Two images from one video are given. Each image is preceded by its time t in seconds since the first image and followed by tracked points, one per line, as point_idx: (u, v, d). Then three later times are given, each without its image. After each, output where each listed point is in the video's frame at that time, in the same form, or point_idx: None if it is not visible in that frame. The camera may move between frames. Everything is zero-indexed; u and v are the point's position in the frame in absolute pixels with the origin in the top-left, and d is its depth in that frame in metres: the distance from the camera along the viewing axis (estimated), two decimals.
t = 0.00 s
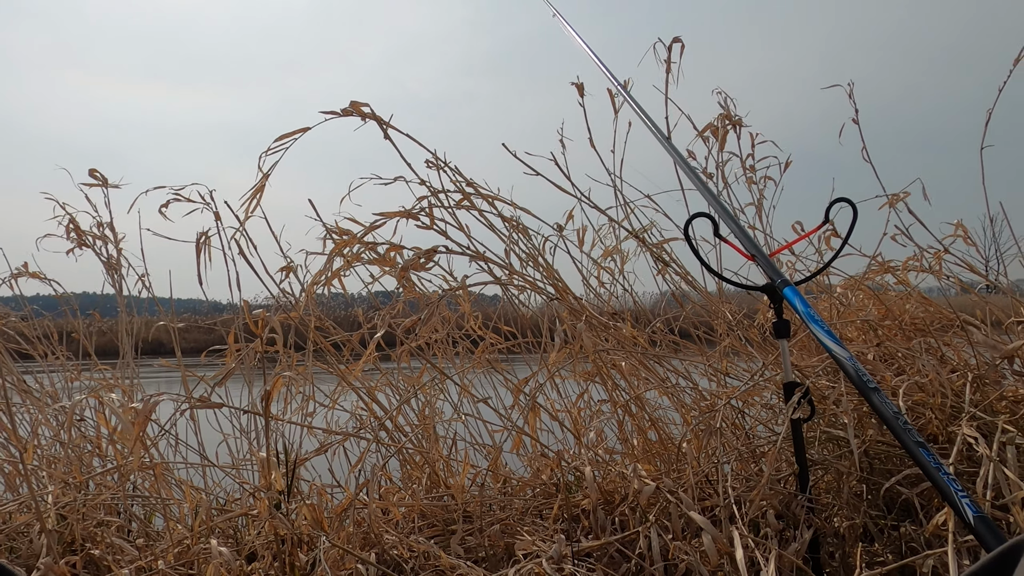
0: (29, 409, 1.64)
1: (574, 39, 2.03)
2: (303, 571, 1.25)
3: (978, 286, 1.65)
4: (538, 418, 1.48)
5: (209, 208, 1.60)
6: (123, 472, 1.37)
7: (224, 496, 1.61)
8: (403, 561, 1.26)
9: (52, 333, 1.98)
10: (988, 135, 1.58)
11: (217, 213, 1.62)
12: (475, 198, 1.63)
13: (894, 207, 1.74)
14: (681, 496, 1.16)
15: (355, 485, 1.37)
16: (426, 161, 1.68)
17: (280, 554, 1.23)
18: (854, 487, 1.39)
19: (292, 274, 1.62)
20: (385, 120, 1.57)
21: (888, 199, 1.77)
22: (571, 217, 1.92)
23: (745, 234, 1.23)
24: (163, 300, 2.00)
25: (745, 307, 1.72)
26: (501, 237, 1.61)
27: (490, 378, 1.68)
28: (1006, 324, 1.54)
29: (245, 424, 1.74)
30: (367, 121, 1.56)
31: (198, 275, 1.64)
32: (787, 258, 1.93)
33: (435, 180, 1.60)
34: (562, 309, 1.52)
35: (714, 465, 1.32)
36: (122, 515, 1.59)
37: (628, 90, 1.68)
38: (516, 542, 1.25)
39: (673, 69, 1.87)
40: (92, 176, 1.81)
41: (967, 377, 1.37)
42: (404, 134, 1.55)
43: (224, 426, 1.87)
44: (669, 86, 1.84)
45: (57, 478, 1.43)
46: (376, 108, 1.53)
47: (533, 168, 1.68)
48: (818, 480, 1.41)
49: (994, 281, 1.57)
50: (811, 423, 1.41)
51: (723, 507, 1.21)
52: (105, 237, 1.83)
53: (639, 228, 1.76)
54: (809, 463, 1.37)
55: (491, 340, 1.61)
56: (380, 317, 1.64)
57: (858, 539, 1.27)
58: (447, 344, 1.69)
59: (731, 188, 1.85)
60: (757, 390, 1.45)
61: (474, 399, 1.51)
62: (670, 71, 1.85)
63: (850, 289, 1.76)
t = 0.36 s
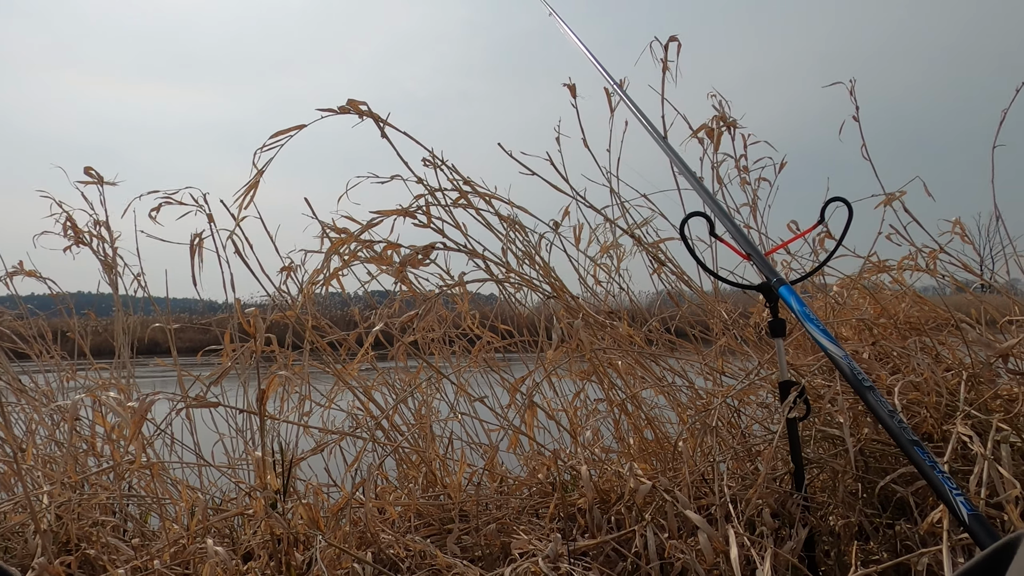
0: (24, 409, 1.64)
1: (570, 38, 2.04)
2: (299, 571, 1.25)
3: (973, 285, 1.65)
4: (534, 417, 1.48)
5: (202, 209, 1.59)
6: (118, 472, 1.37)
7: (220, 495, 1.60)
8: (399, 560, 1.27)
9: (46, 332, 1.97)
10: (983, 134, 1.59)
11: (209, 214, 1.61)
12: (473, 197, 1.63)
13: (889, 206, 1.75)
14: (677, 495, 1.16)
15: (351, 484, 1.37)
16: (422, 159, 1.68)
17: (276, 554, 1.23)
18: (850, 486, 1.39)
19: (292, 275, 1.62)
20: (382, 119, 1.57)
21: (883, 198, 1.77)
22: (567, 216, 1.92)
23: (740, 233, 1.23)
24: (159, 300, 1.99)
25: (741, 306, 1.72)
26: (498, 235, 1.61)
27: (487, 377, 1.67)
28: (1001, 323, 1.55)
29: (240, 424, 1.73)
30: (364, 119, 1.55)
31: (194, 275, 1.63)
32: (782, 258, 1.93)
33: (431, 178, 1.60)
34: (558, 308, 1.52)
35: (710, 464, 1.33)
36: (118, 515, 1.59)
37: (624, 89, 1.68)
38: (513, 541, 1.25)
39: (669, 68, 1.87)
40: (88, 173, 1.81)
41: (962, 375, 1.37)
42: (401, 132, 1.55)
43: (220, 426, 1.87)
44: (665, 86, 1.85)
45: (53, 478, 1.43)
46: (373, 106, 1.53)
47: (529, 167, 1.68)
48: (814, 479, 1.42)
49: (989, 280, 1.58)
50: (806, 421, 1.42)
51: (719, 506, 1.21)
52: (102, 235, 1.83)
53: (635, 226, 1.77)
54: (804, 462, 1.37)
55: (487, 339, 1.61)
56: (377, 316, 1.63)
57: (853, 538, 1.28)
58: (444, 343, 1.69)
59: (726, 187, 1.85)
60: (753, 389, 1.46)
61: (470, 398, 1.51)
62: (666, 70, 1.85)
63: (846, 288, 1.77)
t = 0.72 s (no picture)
0: (20, 408, 1.63)
1: (567, 37, 2.04)
2: (296, 569, 1.25)
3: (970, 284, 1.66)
4: (531, 415, 1.48)
5: (198, 208, 1.59)
6: (115, 471, 1.37)
7: (216, 495, 1.60)
8: (395, 559, 1.27)
9: (43, 332, 1.96)
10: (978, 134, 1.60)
11: (206, 213, 1.61)
12: (470, 195, 1.62)
13: (886, 206, 1.76)
14: (674, 493, 1.16)
15: (348, 483, 1.37)
16: (419, 157, 1.68)
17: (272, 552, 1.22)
18: (846, 484, 1.40)
19: (292, 274, 1.62)
20: (380, 117, 1.56)
21: (880, 198, 1.77)
22: (564, 215, 1.92)
23: (737, 232, 1.23)
24: (155, 299, 2.00)
25: (739, 304, 1.72)
26: (495, 233, 1.61)
27: (484, 376, 1.67)
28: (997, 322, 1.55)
29: (237, 423, 1.73)
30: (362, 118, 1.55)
31: (190, 274, 1.63)
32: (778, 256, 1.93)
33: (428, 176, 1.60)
34: (556, 307, 1.52)
35: (707, 462, 1.33)
36: (114, 514, 1.58)
37: (621, 88, 1.68)
38: (509, 539, 1.25)
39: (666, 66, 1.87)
40: (87, 173, 1.80)
41: (957, 374, 1.38)
42: (399, 129, 1.54)
43: (216, 425, 1.86)
44: (662, 84, 1.85)
45: (48, 476, 1.42)
46: (370, 104, 1.53)
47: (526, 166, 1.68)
48: (810, 477, 1.42)
49: (985, 279, 1.58)
50: (803, 419, 1.42)
51: (715, 504, 1.21)
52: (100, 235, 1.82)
53: (632, 225, 1.77)
54: (801, 460, 1.38)
55: (484, 337, 1.61)
56: (374, 315, 1.63)
57: (849, 536, 1.28)
58: (441, 342, 1.69)
59: (724, 185, 1.86)
60: (750, 387, 1.46)
61: (467, 397, 1.51)
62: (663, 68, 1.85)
63: (842, 287, 1.77)
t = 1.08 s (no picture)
0: (18, 407, 1.63)
1: (566, 36, 2.04)
2: (294, 568, 1.25)
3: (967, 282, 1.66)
4: (529, 414, 1.48)
5: (194, 207, 1.59)
6: (113, 470, 1.36)
7: (214, 493, 1.60)
8: (393, 557, 1.27)
9: (40, 330, 1.96)
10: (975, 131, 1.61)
11: (200, 212, 1.61)
12: (468, 194, 1.62)
13: (883, 204, 1.76)
14: (671, 492, 1.16)
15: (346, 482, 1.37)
16: (417, 156, 1.68)
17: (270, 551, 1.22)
18: (843, 483, 1.40)
19: (291, 274, 1.62)
20: (377, 115, 1.56)
21: (877, 196, 1.78)
22: (563, 214, 1.92)
23: (734, 230, 1.23)
24: (153, 298, 1.99)
25: (736, 303, 1.72)
26: (493, 232, 1.61)
27: (482, 375, 1.67)
28: (994, 320, 1.55)
29: (234, 421, 1.73)
30: (359, 116, 1.55)
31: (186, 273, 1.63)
32: (776, 255, 1.93)
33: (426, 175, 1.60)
34: (554, 305, 1.52)
35: (704, 461, 1.33)
36: (112, 513, 1.58)
37: (619, 87, 1.68)
38: (507, 538, 1.25)
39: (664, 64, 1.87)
40: (77, 170, 1.81)
41: (954, 372, 1.38)
42: (396, 128, 1.54)
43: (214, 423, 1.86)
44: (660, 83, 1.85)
45: (46, 475, 1.42)
46: (368, 103, 1.52)
47: (524, 164, 1.68)
48: (808, 475, 1.42)
49: (983, 277, 1.58)
50: (800, 418, 1.42)
51: (712, 503, 1.21)
52: (93, 231, 1.82)
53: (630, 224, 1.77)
54: (799, 458, 1.38)
55: (482, 336, 1.61)
56: (372, 314, 1.63)
57: (846, 534, 1.28)
58: (438, 340, 1.69)
59: (722, 183, 1.86)
60: (747, 385, 1.46)
61: (465, 395, 1.51)
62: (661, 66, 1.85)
63: (840, 285, 1.77)
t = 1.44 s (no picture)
0: (16, 407, 1.63)
1: (564, 36, 2.04)
2: (292, 568, 1.25)
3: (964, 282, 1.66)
4: (527, 414, 1.48)
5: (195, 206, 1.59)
6: (111, 470, 1.36)
7: (211, 493, 1.60)
8: (392, 557, 1.27)
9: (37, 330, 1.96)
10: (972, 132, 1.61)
11: (202, 212, 1.62)
12: (466, 194, 1.62)
13: (880, 204, 1.76)
14: (669, 492, 1.16)
15: (344, 482, 1.37)
16: (415, 156, 1.68)
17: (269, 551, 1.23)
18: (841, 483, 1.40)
19: (291, 275, 1.62)
20: (375, 116, 1.56)
21: (874, 196, 1.78)
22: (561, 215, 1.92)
23: (732, 230, 1.23)
24: (150, 297, 1.99)
25: (734, 304, 1.72)
26: (491, 232, 1.61)
27: (480, 375, 1.67)
28: (991, 320, 1.56)
29: (232, 421, 1.73)
30: (357, 117, 1.55)
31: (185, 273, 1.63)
32: (774, 255, 1.93)
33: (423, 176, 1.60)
34: (552, 306, 1.53)
35: (702, 460, 1.33)
36: (109, 513, 1.58)
37: (616, 87, 1.68)
38: (506, 538, 1.25)
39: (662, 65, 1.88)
40: (70, 170, 1.81)
41: (950, 372, 1.38)
42: (394, 129, 1.54)
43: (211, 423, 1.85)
44: (657, 84, 1.85)
45: (43, 476, 1.42)
46: (365, 103, 1.52)
47: (523, 165, 1.67)
48: (805, 475, 1.42)
49: (979, 277, 1.59)
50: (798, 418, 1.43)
51: (710, 503, 1.21)
52: (87, 231, 1.82)
53: (629, 224, 1.77)
54: (796, 458, 1.38)
55: (480, 336, 1.61)
56: (370, 314, 1.63)
57: (844, 534, 1.29)
58: (436, 340, 1.69)
59: (719, 183, 1.86)
60: (745, 385, 1.47)
61: (463, 396, 1.51)
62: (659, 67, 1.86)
63: (838, 285, 1.78)
